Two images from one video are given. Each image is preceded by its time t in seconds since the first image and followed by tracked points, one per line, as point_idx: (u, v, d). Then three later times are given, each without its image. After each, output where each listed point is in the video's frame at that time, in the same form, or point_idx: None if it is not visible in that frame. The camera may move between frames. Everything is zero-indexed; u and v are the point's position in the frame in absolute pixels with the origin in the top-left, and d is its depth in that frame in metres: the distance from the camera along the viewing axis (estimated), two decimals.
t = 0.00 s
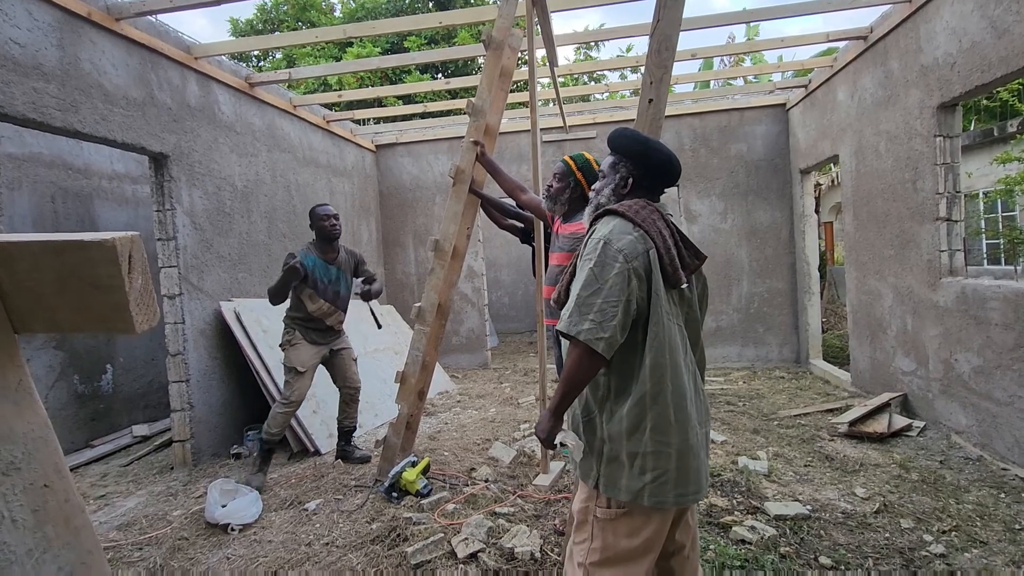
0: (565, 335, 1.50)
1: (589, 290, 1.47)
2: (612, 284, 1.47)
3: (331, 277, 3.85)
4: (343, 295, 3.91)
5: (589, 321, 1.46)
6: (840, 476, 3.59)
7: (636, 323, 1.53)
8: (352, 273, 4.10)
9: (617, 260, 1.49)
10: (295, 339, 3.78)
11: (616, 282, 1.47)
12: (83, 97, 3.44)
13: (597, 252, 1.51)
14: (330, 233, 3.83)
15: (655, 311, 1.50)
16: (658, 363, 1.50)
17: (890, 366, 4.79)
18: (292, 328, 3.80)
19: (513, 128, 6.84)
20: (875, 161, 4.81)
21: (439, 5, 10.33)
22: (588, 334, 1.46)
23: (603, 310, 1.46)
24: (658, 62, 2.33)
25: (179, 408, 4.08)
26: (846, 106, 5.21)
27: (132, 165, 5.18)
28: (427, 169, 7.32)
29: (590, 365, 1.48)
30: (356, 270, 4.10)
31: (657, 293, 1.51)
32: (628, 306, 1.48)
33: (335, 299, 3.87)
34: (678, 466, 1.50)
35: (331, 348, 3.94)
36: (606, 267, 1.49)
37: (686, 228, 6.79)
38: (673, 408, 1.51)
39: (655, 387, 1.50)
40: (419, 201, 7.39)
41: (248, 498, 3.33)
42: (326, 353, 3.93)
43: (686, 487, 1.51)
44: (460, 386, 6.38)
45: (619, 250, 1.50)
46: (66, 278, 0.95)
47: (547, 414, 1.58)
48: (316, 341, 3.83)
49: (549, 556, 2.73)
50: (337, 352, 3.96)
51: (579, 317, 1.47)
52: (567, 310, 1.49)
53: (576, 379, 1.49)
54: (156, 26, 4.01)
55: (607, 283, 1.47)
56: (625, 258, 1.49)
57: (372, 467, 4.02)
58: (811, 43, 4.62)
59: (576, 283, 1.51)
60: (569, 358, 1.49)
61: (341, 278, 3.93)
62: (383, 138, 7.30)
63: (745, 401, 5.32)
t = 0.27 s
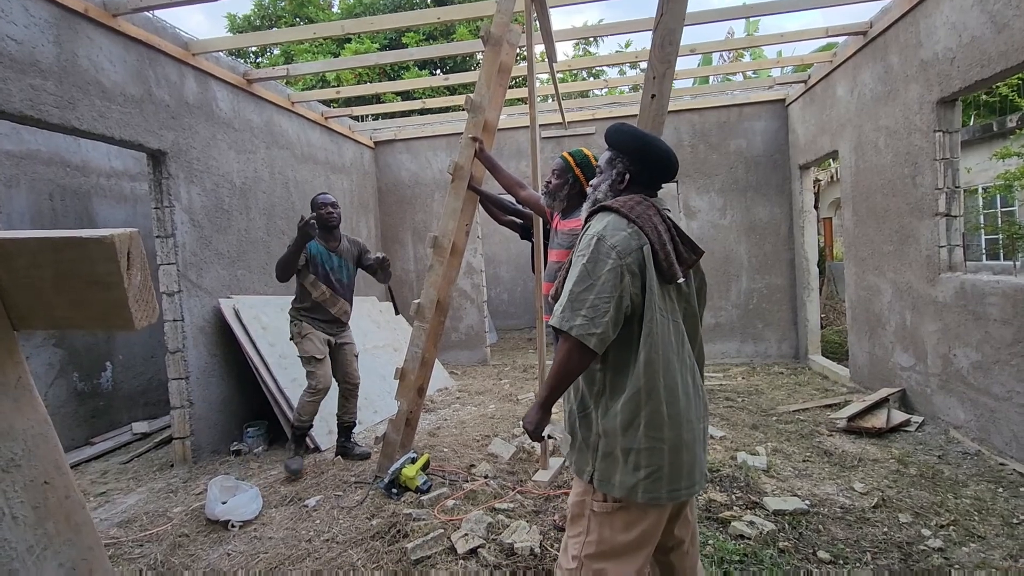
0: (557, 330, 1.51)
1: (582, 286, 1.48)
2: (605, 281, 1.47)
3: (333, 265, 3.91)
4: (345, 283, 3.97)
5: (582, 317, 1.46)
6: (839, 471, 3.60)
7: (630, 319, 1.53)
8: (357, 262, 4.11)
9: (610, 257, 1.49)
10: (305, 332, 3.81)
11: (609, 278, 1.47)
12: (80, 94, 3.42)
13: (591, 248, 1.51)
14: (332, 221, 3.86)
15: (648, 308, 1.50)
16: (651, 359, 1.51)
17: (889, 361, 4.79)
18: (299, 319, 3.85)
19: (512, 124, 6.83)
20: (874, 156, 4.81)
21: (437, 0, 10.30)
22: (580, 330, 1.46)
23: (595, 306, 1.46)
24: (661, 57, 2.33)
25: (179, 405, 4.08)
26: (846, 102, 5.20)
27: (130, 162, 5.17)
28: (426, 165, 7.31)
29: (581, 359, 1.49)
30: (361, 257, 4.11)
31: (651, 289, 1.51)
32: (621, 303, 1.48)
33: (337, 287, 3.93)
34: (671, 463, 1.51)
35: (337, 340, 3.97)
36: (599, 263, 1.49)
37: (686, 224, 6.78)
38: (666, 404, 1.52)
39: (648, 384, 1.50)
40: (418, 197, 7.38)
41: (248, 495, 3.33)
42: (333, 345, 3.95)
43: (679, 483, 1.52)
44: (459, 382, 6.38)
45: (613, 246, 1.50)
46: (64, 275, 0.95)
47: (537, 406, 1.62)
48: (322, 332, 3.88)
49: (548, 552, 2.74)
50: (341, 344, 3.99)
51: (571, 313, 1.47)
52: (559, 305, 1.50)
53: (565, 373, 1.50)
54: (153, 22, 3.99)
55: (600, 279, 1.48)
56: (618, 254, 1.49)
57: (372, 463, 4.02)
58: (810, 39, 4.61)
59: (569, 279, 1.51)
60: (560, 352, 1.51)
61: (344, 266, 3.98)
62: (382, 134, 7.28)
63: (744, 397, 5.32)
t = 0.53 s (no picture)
0: (551, 327, 1.51)
1: (576, 282, 1.48)
2: (599, 277, 1.47)
3: (335, 256, 3.88)
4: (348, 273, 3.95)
5: (575, 313, 1.46)
6: (837, 467, 3.61)
7: (624, 315, 1.53)
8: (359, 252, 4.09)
9: (605, 253, 1.49)
10: (315, 326, 3.77)
11: (603, 275, 1.47)
12: (76, 89, 3.41)
13: (586, 245, 1.51)
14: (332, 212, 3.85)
15: (642, 304, 1.50)
16: (645, 356, 1.50)
17: (887, 357, 4.80)
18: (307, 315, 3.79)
19: (510, 120, 6.82)
20: (872, 152, 4.81)
21: None
22: (574, 326, 1.46)
23: (589, 303, 1.46)
24: (663, 52, 2.31)
25: (177, 402, 4.07)
26: (844, 97, 5.20)
27: (127, 158, 5.15)
28: (424, 162, 7.29)
29: (576, 356, 1.50)
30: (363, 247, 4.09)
31: (645, 286, 1.50)
32: (615, 299, 1.48)
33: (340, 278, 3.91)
34: (663, 458, 1.51)
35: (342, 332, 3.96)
36: (593, 260, 1.49)
37: (684, 220, 6.78)
38: (659, 400, 1.52)
39: (641, 379, 1.50)
40: (416, 194, 7.36)
41: (247, 491, 3.33)
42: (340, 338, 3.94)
43: (671, 478, 1.52)
44: (458, 379, 6.38)
45: (607, 243, 1.50)
46: (60, 271, 0.94)
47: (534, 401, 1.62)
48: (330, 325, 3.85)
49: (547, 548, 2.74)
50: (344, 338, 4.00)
51: (565, 310, 1.47)
52: (553, 301, 1.50)
53: (560, 369, 1.50)
54: (149, 17, 3.97)
55: (594, 275, 1.48)
56: (613, 250, 1.49)
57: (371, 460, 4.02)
58: (809, 34, 4.60)
59: (563, 275, 1.51)
60: (555, 348, 1.51)
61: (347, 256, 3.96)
62: (380, 130, 7.26)
63: (743, 393, 5.34)
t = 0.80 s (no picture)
0: (548, 324, 1.51)
1: (572, 279, 1.48)
2: (595, 274, 1.47)
3: (337, 250, 3.86)
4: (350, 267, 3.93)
5: (572, 309, 1.46)
6: (835, 463, 3.61)
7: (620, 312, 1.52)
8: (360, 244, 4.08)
9: (601, 250, 1.49)
10: (323, 325, 3.77)
11: (599, 271, 1.47)
12: (71, 85, 3.39)
13: (582, 241, 1.51)
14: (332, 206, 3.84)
15: (638, 300, 1.50)
16: (641, 352, 1.50)
17: (884, 354, 4.81)
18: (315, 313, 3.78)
19: (508, 117, 6.80)
20: (871, 149, 4.80)
21: None
22: (570, 323, 1.46)
23: (586, 299, 1.46)
24: (667, 47, 2.30)
25: (175, 399, 4.07)
26: (843, 94, 5.19)
27: (123, 155, 5.14)
28: (422, 159, 7.28)
29: (573, 352, 1.50)
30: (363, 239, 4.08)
31: (641, 282, 1.50)
32: (611, 295, 1.48)
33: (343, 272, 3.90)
34: (659, 455, 1.51)
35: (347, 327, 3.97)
36: (590, 256, 1.49)
37: (683, 217, 6.78)
38: (655, 397, 1.52)
39: (637, 376, 1.50)
40: (414, 191, 7.35)
41: (245, 489, 3.33)
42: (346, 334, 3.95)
43: (667, 475, 1.52)
44: (456, 376, 6.38)
45: (603, 239, 1.49)
46: (52, 266, 0.93)
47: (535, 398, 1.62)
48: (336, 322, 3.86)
49: (546, 547, 2.74)
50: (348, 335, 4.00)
51: (561, 307, 1.47)
52: (550, 298, 1.50)
53: (557, 366, 1.51)
54: (145, 13, 3.95)
55: (590, 272, 1.47)
56: (609, 247, 1.49)
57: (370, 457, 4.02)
58: (808, 31, 4.59)
59: (560, 272, 1.51)
60: (553, 344, 1.51)
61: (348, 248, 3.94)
62: (378, 127, 7.24)
63: (741, 389, 5.34)
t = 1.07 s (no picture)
0: (547, 321, 1.51)
1: (570, 275, 1.48)
2: (593, 270, 1.47)
3: (337, 246, 3.85)
4: (351, 261, 3.92)
5: (569, 306, 1.47)
6: (832, 460, 3.62)
7: (617, 308, 1.53)
8: (360, 238, 4.06)
9: (598, 246, 1.49)
10: (326, 323, 3.76)
11: (597, 267, 1.47)
12: (68, 82, 3.37)
13: (580, 238, 1.51)
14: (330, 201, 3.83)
15: (635, 297, 1.50)
16: (638, 348, 1.50)
17: (882, 351, 4.82)
18: (318, 311, 3.77)
19: (507, 115, 6.79)
20: (869, 147, 4.80)
21: None
22: (568, 319, 1.47)
23: (583, 296, 1.46)
24: (669, 44, 2.29)
25: (173, 397, 4.06)
26: (842, 92, 5.19)
27: (120, 152, 5.12)
28: (420, 156, 7.27)
29: (571, 349, 1.50)
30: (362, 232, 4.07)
31: (639, 278, 1.50)
32: (609, 291, 1.48)
33: (345, 267, 3.89)
34: (656, 451, 1.51)
35: (352, 323, 3.95)
36: (587, 253, 1.49)
37: (681, 215, 6.78)
38: (653, 393, 1.52)
39: (635, 372, 1.50)
40: (412, 188, 7.34)
41: (243, 487, 3.32)
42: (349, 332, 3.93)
43: (665, 471, 1.52)
44: (454, 373, 6.38)
45: (601, 236, 1.49)
46: (41, 260, 0.90)
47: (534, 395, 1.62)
48: (339, 318, 3.84)
49: (544, 544, 2.74)
50: (352, 334, 3.99)
51: (558, 303, 1.48)
52: (548, 295, 1.50)
53: (556, 362, 1.51)
54: (142, 9, 3.93)
55: (588, 268, 1.48)
56: (606, 243, 1.49)
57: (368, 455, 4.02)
58: (807, 28, 4.59)
59: (558, 269, 1.52)
60: (551, 341, 1.51)
61: (348, 242, 3.93)
62: (376, 124, 7.23)
63: (739, 387, 5.35)
